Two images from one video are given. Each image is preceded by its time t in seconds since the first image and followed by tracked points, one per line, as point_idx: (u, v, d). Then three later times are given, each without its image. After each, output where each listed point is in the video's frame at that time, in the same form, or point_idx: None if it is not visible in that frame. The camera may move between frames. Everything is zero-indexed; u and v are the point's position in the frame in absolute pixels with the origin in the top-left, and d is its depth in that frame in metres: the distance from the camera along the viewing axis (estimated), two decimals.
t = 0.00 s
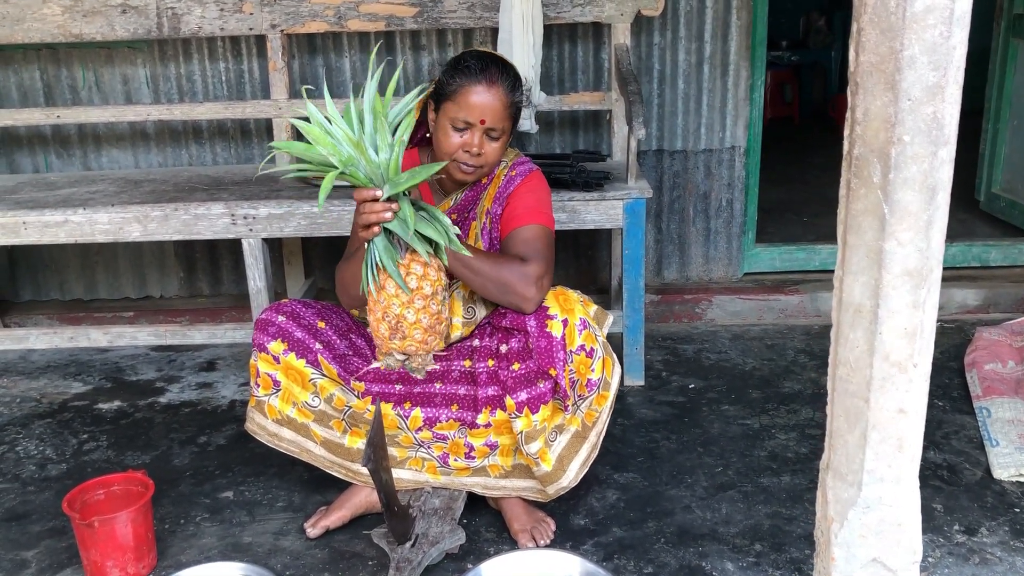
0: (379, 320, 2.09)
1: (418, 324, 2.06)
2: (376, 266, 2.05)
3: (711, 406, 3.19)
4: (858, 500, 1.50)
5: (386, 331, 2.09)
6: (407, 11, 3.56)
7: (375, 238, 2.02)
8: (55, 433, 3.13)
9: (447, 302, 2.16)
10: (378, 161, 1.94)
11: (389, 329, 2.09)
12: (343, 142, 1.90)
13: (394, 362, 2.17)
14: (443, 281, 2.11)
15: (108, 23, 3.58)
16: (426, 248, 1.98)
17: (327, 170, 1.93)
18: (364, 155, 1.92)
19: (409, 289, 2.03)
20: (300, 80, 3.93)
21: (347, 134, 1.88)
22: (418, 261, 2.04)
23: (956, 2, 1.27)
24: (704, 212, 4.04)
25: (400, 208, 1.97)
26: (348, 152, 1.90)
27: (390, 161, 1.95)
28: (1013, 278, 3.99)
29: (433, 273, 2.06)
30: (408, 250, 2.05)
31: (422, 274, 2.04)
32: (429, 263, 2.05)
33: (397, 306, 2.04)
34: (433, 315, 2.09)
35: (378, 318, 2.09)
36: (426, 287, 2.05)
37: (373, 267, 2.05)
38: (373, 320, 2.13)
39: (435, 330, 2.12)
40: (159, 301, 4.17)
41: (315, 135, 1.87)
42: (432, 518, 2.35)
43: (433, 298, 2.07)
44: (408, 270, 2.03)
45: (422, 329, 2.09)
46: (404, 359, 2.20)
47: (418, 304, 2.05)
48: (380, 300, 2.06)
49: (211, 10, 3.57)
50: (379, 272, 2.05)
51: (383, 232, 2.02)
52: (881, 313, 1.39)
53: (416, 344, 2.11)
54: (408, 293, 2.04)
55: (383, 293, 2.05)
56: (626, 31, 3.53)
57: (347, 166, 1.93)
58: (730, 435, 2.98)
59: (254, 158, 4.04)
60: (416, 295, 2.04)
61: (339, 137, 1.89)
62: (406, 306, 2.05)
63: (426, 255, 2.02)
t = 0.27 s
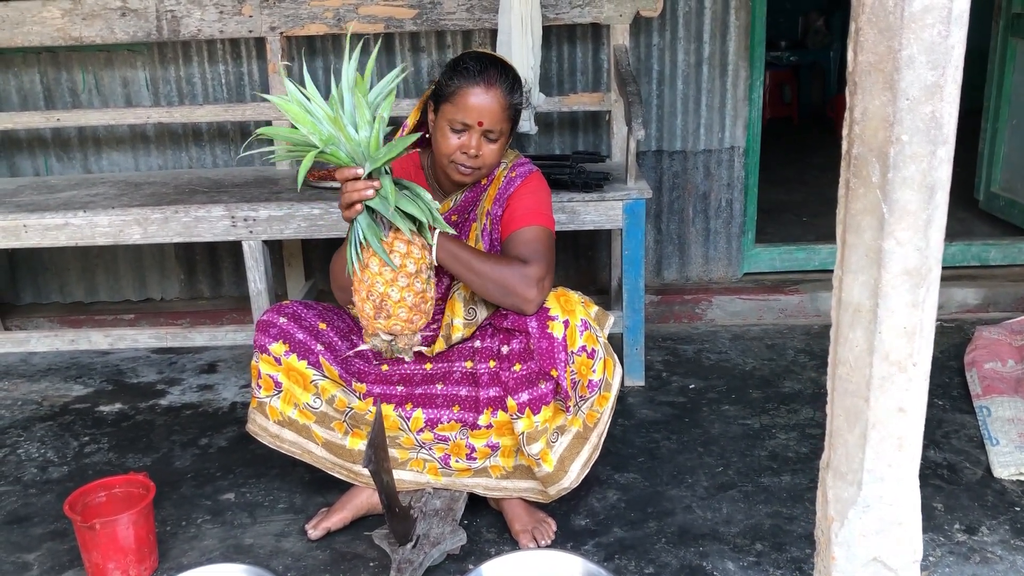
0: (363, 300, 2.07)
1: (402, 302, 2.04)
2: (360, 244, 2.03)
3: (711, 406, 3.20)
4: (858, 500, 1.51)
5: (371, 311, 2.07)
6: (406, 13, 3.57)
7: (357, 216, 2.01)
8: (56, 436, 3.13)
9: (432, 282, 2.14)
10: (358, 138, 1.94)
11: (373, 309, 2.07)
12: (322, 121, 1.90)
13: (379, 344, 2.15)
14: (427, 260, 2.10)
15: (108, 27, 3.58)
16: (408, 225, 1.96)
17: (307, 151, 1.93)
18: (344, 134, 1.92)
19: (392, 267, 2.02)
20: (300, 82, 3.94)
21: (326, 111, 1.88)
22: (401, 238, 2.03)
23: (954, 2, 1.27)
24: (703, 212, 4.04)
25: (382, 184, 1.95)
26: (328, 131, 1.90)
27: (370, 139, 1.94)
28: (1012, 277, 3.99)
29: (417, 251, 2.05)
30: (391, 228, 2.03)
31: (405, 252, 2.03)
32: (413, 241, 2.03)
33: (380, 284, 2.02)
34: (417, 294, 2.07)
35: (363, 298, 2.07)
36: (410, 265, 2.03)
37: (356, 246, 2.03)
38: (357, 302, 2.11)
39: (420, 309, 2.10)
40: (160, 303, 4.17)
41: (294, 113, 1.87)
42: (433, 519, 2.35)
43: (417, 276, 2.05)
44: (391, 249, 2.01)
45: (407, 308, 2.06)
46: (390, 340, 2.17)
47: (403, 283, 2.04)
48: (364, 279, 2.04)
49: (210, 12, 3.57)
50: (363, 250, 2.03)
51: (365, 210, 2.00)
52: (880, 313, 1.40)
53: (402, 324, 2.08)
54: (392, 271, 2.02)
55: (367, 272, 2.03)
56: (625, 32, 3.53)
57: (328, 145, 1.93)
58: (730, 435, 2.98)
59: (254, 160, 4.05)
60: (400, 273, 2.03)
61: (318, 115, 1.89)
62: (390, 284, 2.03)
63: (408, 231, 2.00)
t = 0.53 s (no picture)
0: (350, 305, 2.05)
1: (389, 308, 2.03)
2: (349, 249, 2.02)
3: (711, 407, 3.19)
4: (857, 502, 1.50)
5: (358, 317, 2.06)
6: (400, 18, 3.56)
7: (347, 220, 2.00)
8: (56, 446, 3.13)
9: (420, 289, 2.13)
10: (349, 144, 1.93)
11: (360, 314, 2.06)
12: (313, 125, 1.89)
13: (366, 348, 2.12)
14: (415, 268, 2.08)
15: (102, 35, 3.58)
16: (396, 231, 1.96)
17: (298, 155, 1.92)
18: (335, 139, 1.92)
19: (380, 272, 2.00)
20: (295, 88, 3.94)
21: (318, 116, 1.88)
22: (390, 245, 2.02)
23: (946, 2, 1.27)
24: (700, 212, 4.04)
25: (371, 190, 1.95)
26: (319, 135, 1.90)
27: (361, 145, 1.94)
28: (1011, 273, 3.99)
29: (405, 258, 2.04)
30: (380, 234, 2.02)
31: (393, 259, 2.02)
32: (401, 248, 2.03)
33: (368, 290, 2.01)
34: (405, 300, 2.06)
35: (350, 302, 2.05)
36: (398, 272, 2.02)
37: (345, 250, 2.02)
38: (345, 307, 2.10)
39: (407, 316, 2.09)
40: (158, 311, 4.17)
41: (286, 117, 1.86)
42: (434, 524, 2.35)
43: (405, 284, 2.05)
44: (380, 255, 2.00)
45: (394, 314, 2.05)
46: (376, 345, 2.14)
47: (389, 288, 2.03)
48: (352, 283, 2.03)
49: (204, 20, 3.57)
50: (352, 255, 2.02)
51: (355, 214, 2.00)
52: (876, 315, 1.39)
53: (388, 329, 2.07)
54: (380, 277, 2.01)
55: (355, 276, 2.02)
56: (619, 34, 3.53)
57: (318, 150, 1.92)
58: (731, 436, 2.98)
59: (250, 167, 4.05)
60: (388, 280, 2.02)
61: (310, 120, 1.89)
62: (378, 291, 2.02)
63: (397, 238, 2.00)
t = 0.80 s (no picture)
0: (346, 320, 2.06)
1: (384, 322, 2.03)
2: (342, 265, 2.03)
3: (712, 405, 3.20)
4: (858, 501, 1.51)
5: (354, 331, 2.06)
6: (395, 22, 3.57)
7: (339, 237, 2.01)
8: (59, 457, 3.14)
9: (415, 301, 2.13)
10: (339, 162, 1.94)
11: (356, 328, 2.06)
12: (303, 145, 1.88)
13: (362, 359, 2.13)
14: (409, 280, 2.09)
15: (98, 46, 3.58)
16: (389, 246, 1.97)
17: (289, 174, 1.91)
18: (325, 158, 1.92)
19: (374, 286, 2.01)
20: (291, 94, 3.95)
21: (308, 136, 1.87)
22: (383, 260, 2.03)
23: (935, 2, 1.27)
24: (698, 211, 4.04)
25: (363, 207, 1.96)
26: (309, 155, 1.89)
27: (351, 162, 1.96)
28: (1010, 266, 3.99)
29: (399, 271, 2.04)
30: (373, 249, 2.03)
31: (387, 273, 2.03)
32: (394, 262, 2.03)
33: (363, 304, 2.02)
34: (400, 313, 2.06)
35: (346, 317, 2.06)
36: (392, 286, 2.03)
37: (339, 266, 2.03)
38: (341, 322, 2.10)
39: (403, 328, 2.09)
40: (159, 319, 4.18)
41: (276, 138, 1.85)
42: (438, 529, 2.35)
43: (400, 296, 2.05)
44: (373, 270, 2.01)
45: (390, 327, 2.05)
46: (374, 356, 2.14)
47: (384, 302, 2.03)
48: (346, 298, 2.04)
49: (199, 28, 3.58)
50: (346, 270, 2.03)
51: (347, 230, 2.01)
52: (873, 314, 1.40)
53: (384, 342, 2.07)
54: (374, 291, 2.02)
55: (349, 291, 2.03)
56: (614, 34, 3.54)
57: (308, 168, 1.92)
58: (732, 435, 2.98)
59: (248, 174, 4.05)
60: (382, 294, 2.02)
61: (299, 139, 1.88)
62: (372, 305, 2.02)
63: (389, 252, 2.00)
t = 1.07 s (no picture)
0: (337, 324, 2.06)
1: (376, 325, 2.04)
2: (332, 271, 2.04)
3: (714, 401, 3.21)
4: (859, 495, 1.52)
5: (346, 334, 2.07)
6: (393, 23, 3.58)
7: (329, 243, 2.03)
8: (64, 461, 3.15)
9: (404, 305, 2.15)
10: (327, 170, 1.96)
11: (348, 332, 2.07)
12: (290, 153, 1.92)
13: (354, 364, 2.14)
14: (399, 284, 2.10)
15: (97, 50, 3.59)
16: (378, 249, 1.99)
17: (278, 182, 1.95)
18: (313, 165, 1.95)
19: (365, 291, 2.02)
20: (290, 96, 3.96)
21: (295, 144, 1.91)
22: (372, 265, 2.04)
23: None
24: (698, 207, 4.05)
25: (351, 212, 1.99)
26: (296, 163, 1.93)
27: (339, 170, 1.98)
28: (1010, 257, 4.00)
29: (389, 275, 2.06)
30: (362, 254, 2.05)
31: (377, 277, 2.04)
32: (383, 266, 2.05)
33: (353, 308, 2.03)
34: (390, 317, 2.08)
35: (337, 321, 2.06)
36: (382, 289, 2.04)
37: (328, 272, 2.04)
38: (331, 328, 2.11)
39: (393, 331, 2.10)
40: (162, 322, 4.19)
41: (263, 147, 1.89)
42: (442, 528, 2.34)
43: (390, 300, 2.06)
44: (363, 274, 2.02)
45: (381, 330, 2.07)
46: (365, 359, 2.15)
47: (375, 306, 2.04)
48: (337, 303, 2.04)
49: (198, 31, 3.59)
50: (336, 276, 2.04)
51: (336, 237, 2.03)
52: (871, 310, 1.41)
53: (375, 345, 2.08)
54: (365, 295, 2.03)
55: (340, 296, 2.03)
56: (611, 32, 3.54)
57: (297, 176, 1.95)
58: (734, 430, 2.99)
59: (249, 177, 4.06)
60: (372, 298, 2.04)
61: (286, 148, 1.92)
62: (363, 308, 2.03)
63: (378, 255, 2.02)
